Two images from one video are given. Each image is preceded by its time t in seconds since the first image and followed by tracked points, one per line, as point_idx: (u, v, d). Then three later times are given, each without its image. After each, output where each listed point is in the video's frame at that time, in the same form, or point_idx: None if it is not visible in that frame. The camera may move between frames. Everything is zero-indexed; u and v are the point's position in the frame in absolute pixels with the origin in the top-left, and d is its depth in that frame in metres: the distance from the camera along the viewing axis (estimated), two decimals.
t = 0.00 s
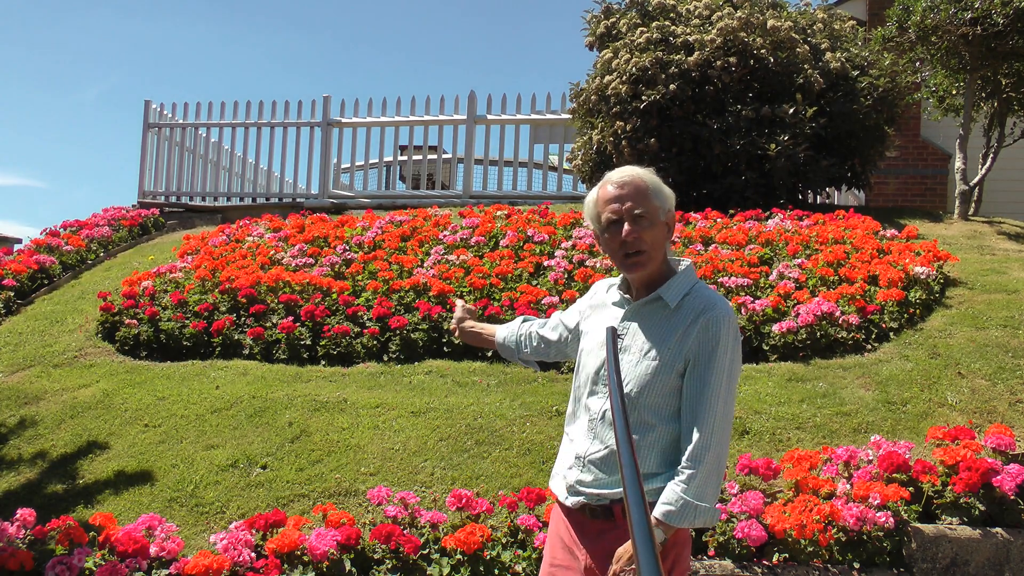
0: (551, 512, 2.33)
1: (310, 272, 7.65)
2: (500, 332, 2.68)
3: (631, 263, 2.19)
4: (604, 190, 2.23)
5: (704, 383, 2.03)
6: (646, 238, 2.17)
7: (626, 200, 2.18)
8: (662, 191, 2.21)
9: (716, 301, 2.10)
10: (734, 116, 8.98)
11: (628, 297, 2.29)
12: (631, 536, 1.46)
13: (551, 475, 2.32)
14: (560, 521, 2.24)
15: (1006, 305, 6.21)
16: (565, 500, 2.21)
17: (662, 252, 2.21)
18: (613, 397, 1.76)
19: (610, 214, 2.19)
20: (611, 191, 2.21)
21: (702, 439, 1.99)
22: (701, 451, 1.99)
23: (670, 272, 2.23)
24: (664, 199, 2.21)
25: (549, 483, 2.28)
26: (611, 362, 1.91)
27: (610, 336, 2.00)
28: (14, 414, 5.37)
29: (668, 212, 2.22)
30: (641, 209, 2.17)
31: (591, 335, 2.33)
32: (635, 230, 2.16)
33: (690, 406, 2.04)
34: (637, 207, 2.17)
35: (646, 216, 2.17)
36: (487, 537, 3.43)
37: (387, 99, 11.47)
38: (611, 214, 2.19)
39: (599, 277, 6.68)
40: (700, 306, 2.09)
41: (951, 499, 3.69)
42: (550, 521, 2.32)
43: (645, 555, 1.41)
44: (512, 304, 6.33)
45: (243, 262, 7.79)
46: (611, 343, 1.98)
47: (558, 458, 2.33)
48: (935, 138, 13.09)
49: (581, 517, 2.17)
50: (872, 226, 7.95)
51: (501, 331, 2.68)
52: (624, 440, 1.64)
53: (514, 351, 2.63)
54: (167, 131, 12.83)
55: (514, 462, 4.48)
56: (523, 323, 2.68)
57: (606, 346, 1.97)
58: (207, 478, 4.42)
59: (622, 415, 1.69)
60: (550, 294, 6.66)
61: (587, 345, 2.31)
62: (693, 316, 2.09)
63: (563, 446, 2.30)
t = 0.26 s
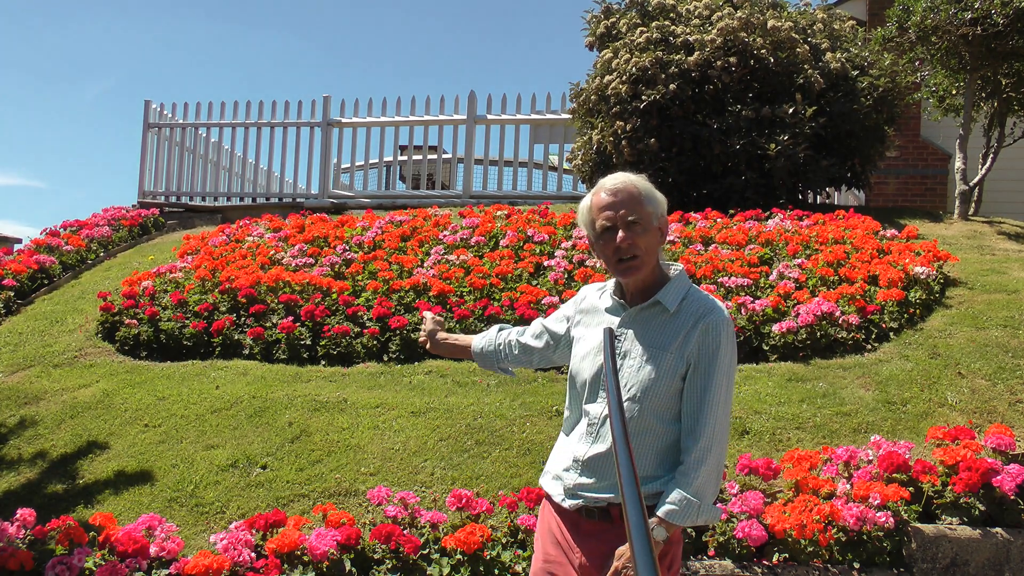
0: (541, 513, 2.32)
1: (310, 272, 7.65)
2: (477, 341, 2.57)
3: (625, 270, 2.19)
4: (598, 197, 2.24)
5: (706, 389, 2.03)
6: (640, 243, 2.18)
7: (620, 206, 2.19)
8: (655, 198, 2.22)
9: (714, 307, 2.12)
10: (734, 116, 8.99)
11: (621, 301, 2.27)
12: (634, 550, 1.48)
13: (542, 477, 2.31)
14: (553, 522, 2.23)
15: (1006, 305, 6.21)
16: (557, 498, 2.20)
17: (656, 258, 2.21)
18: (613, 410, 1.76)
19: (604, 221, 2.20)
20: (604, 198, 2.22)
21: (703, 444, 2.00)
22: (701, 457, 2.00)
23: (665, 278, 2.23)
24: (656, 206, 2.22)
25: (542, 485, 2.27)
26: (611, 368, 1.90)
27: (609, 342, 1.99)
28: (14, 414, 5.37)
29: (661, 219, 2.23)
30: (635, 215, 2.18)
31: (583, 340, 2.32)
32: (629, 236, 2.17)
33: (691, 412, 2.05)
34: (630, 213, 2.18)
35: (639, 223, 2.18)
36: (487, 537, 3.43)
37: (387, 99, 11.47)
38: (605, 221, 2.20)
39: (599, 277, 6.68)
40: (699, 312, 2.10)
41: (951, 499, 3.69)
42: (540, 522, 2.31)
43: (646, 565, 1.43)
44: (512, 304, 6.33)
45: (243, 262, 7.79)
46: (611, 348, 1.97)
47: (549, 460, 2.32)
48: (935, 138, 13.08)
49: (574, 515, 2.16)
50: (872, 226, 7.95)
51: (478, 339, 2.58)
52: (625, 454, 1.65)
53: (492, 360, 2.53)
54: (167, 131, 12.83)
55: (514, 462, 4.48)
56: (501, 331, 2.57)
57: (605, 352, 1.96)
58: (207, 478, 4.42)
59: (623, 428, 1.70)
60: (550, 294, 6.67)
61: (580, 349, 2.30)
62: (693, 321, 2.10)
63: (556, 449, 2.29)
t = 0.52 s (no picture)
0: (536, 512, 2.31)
1: (310, 272, 7.65)
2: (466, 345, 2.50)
3: (622, 271, 2.19)
4: (595, 199, 2.23)
5: (704, 391, 2.04)
6: (637, 245, 2.17)
7: (617, 208, 2.19)
8: (652, 200, 2.22)
9: (712, 307, 2.12)
10: (734, 116, 8.99)
11: (615, 302, 2.27)
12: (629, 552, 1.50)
13: (538, 477, 2.31)
14: (549, 522, 2.22)
15: (1006, 305, 6.21)
16: (555, 498, 2.20)
17: (652, 260, 2.21)
18: (607, 415, 1.76)
19: (601, 222, 2.20)
20: (601, 200, 2.21)
21: (701, 446, 2.01)
22: (698, 459, 2.01)
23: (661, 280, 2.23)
24: (653, 207, 2.21)
25: (539, 485, 2.26)
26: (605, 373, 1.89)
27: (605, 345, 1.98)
28: (14, 414, 5.37)
29: (658, 220, 2.22)
30: (632, 217, 2.18)
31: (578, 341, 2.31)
32: (627, 238, 2.17)
33: (689, 413, 2.05)
34: (627, 215, 2.18)
35: (637, 225, 2.17)
36: (487, 538, 3.43)
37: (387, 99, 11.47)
38: (603, 222, 2.20)
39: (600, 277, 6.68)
40: (696, 313, 2.10)
41: (951, 499, 3.69)
42: (535, 522, 2.30)
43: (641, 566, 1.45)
44: (512, 304, 6.33)
45: (242, 262, 7.79)
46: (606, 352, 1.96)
47: (545, 460, 2.31)
48: (935, 138, 13.08)
49: (573, 516, 2.16)
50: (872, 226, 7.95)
51: (467, 343, 2.51)
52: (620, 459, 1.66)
53: (483, 364, 2.47)
54: (167, 131, 12.83)
55: (514, 462, 4.48)
56: (490, 334, 2.51)
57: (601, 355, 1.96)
58: (207, 478, 4.42)
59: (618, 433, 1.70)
60: (550, 294, 6.67)
61: (576, 351, 2.29)
62: (691, 322, 2.09)
63: (553, 450, 2.29)
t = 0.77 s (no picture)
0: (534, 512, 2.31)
1: (310, 272, 7.65)
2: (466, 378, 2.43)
3: (625, 267, 2.18)
4: (599, 195, 2.24)
5: (705, 390, 2.04)
6: (640, 241, 2.18)
7: (621, 204, 2.20)
8: (656, 198, 2.23)
9: (713, 307, 2.12)
10: (734, 116, 8.99)
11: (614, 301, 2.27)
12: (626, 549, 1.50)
13: (537, 477, 2.30)
14: (549, 522, 2.22)
15: (1006, 305, 6.21)
16: (555, 498, 2.19)
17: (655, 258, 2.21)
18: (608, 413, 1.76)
19: (604, 218, 2.21)
20: (606, 196, 2.22)
21: (703, 445, 2.02)
22: (699, 457, 2.01)
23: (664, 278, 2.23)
24: (657, 206, 2.22)
25: (539, 484, 2.26)
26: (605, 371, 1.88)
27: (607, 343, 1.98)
28: (14, 414, 5.37)
29: (662, 219, 2.23)
30: (636, 214, 2.19)
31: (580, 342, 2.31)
32: (630, 233, 2.17)
33: (690, 412, 2.05)
34: (631, 211, 2.18)
35: (640, 221, 2.18)
36: (487, 538, 3.43)
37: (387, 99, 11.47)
38: (606, 218, 2.20)
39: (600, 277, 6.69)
40: (699, 312, 2.10)
41: (951, 499, 3.69)
42: (534, 522, 2.30)
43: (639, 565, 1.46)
44: (512, 304, 6.33)
45: (242, 262, 7.79)
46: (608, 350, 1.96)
47: (544, 460, 2.31)
48: (935, 138, 13.08)
49: (573, 516, 2.16)
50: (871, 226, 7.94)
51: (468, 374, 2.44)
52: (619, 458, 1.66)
53: (492, 393, 2.41)
54: (167, 131, 12.83)
55: (514, 462, 4.48)
56: (490, 361, 2.45)
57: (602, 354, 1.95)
58: (207, 478, 4.42)
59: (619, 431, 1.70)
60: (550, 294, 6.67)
61: (578, 352, 2.29)
62: (694, 321, 2.10)
63: (553, 449, 2.28)
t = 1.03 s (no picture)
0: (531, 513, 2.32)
1: (310, 272, 7.65)
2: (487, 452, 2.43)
3: (623, 264, 2.19)
4: (600, 192, 2.25)
5: (705, 387, 2.04)
6: (639, 239, 2.18)
7: (622, 201, 2.20)
8: (657, 197, 2.23)
9: (711, 305, 2.13)
10: (734, 116, 8.99)
11: (611, 300, 2.28)
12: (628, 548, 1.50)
13: (535, 478, 2.30)
14: (547, 523, 2.21)
15: (1006, 305, 6.21)
16: (553, 498, 2.19)
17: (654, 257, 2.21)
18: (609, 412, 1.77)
19: (604, 214, 2.21)
20: (606, 193, 2.23)
21: (702, 442, 2.01)
22: (699, 455, 2.01)
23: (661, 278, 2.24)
24: (658, 204, 2.23)
25: (537, 485, 2.26)
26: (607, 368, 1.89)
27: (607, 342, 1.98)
28: (14, 414, 5.36)
29: (662, 218, 2.23)
30: (636, 211, 2.19)
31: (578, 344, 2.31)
32: (629, 230, 2.17)
33: (689, 410, 2.05)
34: (631, 208, 2.19)
35: (640, 219, 2.18)
36: (487, 538, 3.43)
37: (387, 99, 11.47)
38: (607, 214, 2.21)
39: (600, 277, 6.69)
40: (697, 311, 2.11)
41: (951, 499, 3.69)
42: (530, 523, 2.30)
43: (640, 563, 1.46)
44: (512, 304, 6.33)
45: (242, 262, 7.79)
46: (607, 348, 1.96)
47: (542, 462, 2.31)
48: (935, 138, 13.08)
49: (572, 515, 2.15)
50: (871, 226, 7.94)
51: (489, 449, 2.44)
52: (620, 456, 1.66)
53: (519, 451, 2.40)
54: (167, 131, 12.83)
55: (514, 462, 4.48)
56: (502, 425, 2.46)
57: (602, 353, 1.95)
58: (207, 478, 4.42)
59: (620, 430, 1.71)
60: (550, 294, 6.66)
61: (576, 354, 2.29)
62: (693, 319, 2.10)
63: (551, 450, 2.28)
